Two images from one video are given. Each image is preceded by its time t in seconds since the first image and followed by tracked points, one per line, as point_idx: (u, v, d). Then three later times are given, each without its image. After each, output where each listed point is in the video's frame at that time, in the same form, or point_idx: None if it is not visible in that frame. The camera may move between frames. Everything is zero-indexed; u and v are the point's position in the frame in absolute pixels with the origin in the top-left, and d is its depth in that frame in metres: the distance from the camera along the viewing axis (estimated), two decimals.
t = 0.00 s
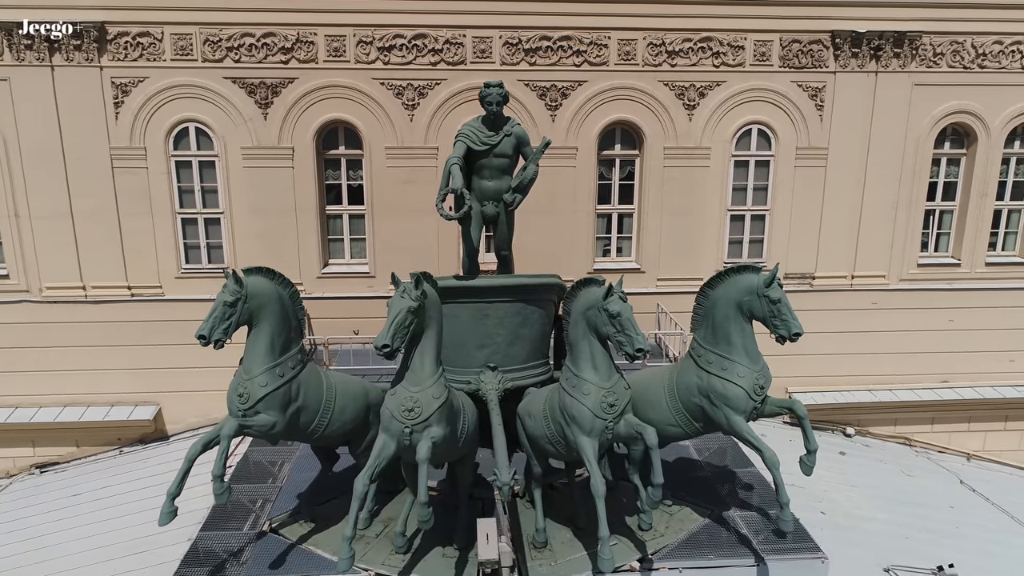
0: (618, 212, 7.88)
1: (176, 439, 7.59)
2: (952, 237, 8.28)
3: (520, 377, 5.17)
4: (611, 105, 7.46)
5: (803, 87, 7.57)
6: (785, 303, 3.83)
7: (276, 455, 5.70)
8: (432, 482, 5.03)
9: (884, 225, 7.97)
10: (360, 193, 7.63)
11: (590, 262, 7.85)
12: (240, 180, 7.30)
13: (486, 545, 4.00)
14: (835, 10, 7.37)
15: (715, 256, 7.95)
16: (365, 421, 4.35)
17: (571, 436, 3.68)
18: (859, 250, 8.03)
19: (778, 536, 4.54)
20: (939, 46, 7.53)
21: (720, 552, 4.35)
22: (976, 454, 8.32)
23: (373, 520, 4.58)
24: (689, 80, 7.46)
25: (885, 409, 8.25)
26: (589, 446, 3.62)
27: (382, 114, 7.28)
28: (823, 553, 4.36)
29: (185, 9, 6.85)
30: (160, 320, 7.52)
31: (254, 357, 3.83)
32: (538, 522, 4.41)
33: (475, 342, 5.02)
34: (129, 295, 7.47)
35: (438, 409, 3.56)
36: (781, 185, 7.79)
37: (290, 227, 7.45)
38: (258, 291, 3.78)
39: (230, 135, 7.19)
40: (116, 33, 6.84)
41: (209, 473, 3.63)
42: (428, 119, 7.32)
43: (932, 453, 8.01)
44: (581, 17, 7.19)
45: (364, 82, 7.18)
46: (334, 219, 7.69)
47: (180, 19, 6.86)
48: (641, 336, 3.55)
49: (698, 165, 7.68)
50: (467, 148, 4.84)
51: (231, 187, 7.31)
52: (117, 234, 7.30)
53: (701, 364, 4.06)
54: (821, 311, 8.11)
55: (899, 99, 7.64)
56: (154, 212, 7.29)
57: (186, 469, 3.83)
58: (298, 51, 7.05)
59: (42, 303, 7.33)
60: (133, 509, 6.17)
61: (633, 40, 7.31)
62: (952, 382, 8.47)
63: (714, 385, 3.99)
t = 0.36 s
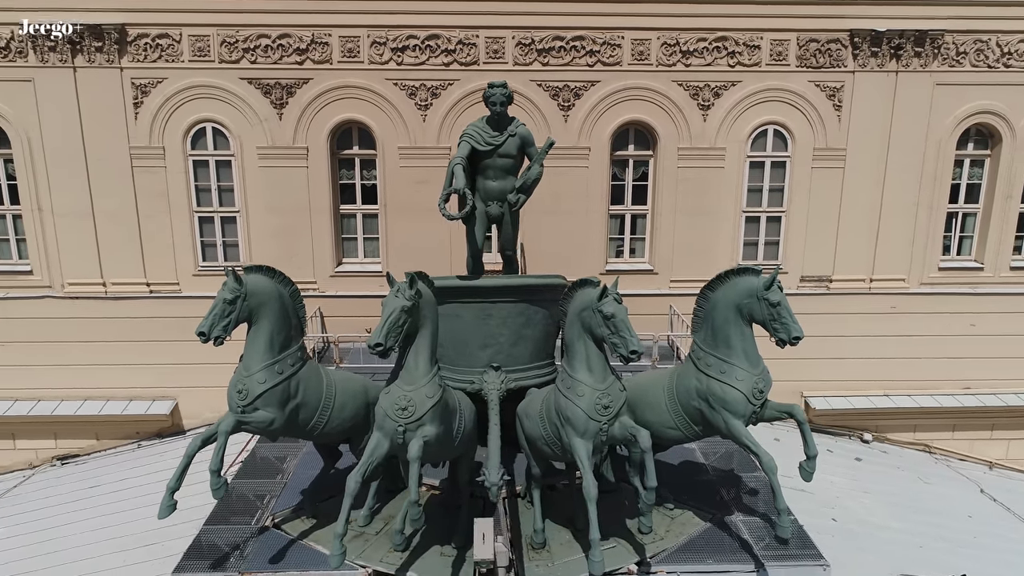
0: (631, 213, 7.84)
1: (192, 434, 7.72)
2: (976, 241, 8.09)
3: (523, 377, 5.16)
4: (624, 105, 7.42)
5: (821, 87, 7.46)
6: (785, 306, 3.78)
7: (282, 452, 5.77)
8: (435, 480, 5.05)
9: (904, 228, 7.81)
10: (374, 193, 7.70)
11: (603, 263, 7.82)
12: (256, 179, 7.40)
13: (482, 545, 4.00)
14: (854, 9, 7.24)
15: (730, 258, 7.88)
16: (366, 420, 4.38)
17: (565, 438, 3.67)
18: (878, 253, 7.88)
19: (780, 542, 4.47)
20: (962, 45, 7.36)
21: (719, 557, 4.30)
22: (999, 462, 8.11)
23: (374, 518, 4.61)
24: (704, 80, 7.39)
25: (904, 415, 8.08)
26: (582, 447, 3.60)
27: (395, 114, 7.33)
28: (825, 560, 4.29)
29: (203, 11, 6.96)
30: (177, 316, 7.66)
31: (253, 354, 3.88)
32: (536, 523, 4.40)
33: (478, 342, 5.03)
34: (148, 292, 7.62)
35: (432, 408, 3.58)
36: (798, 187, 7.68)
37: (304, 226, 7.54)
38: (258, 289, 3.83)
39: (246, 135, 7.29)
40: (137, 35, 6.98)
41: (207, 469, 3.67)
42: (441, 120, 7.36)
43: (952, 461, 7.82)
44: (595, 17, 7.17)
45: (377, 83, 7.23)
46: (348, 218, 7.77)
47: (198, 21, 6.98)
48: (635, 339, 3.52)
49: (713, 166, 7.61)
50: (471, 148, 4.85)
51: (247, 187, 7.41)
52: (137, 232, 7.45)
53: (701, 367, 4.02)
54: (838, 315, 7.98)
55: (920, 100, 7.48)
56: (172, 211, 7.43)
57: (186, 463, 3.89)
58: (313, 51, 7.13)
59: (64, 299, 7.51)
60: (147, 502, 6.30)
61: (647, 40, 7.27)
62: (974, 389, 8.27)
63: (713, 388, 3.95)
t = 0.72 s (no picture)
0: (644, 214, 7.79)
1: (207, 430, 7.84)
2: (1000, 245, 7.88)
3: (526, 378, 5.14)
4: (637, 106, 7.37)
5: (838, 87, 7.33)
6: (784, 310, 3.72)
7: (289, 449, 5.85)
8: (436, 479, 5.07)
9: (924, 231, 7.64)
10: (387, 193, 7.75)
11: (615, 264, 7.77)
12: (271, 178, 7.49)
13: (477, 546, 4.00)
14: (872, 8, 7.11)
15: (744, 260, 7.78)
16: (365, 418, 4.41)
17: (558, 440, 3.65)
18: (897, 256, 7.72)
19: (783, 549, 4.39)
20: (985, 44, 7.18)
21: (718, 562, 4.24)
22: None
23: (373, 516, 4.64)
24: (718, 80, 7.31)
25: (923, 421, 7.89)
26: (574, 450, 3.59)
27: (407, 114, 7.37)
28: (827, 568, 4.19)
29: (219, 13, 7.07)
30: (194, 313, 7.79)
31: (251, 352, 3.93)
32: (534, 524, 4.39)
33: (482, 342, 5.04)
34: (165, 289, 7.75)
35: (424, 408, 3.59)
36: (814, 188, 7.56)
37: (318, 225, 7.61)
38: (257, 288, 3.89)
39: (261, 135, 7.39)
40: (156, 37, 7.11)
41: (204, 464, 3.72)
42: (453, 121, 7.38)
43: (973, 470, 7.59)
44: (607, 17, 7.13)
45: (390, 83, 7.28)
46: (361, 217, 7.83)
47: (215, 23, 7.09)
48: (628, 341, 3.49)
49: (727, 167, 7.52)
50: (475, 149, 4.86)
51: (262, 186, 7.51)
52: (154, 230, 7.58)
53: (699, 371, 3.97)
54: (855, 319, 7.84)
55: (941, 100, 7.31)
56: (189, 210, 7.54)
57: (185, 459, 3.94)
58: (327, 52, 7.19)
59: (84, 295, 7.68)
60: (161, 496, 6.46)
61: (660, 40, 7.21)
62: (997, 397, 8.06)
63: (710, 392, 3.90)
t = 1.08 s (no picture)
0: (656, 215, 7.73)
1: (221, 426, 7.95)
2: None
3: (528, 379, 5.13)
4: (650, 107, 7.31)
5: (856, 88, 7.20)
6: (782, 314, 3.67)
7: (295, 447, 5.91)
8: (438, 479, 5.08)
9: (944, 234, 7.47)
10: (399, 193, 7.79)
11: (627, 265, 7.72)
12: (285, 178, 7.57)
13: (471, 547, 3.99)
14: (891, 7, 6.98)
15: (758, 263, 7.69)
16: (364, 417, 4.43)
17: (551, 442, 3.64)
18: (916, 260, 7.56)
19: (783, 557, 4.31)
20: (1009, 44, 6.99)
21: (716, 569, 4.18)
22: None
23: (373, 515, 4.65)
24: (732, 81, 7.23)
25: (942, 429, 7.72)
26: (566, 452, 3.57)
27: (419, 114, 7.40)
28: None
29: (235, 15, 7.16)
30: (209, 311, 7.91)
31: (249, 350, 3.97)
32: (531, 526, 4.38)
33: (484, 343, 5.04)
34: (181, 287, 7.88)
35: (416, 408, 3.60)
36: (830, 190, 7.44)
37: (330, 225, 7.67)
38: (256, 287, 3.93)
39: (275, 135, 7.47)
40: (173, 39, 7.23)
41: (201, 461, 3.77)
42: (465, 121, 7.39)
43: (994, 479, 7.37)
44: (620, 17, 7.09)
45: (403, 84, 7.32)
46: (374, 217, 7.88)
47: (230, 25, 7.19)
48: (621, 344, 3.46)
49: (741, 168, 7.43)
50: (478, 150, 4.86)
51: (277, 186, 7.59)
52: (171, 229, 7.71)
53: (696, 375, 3.93)
54: (872, 323, 7.69)
55: (962, 100, 7.14)
56: (205, 209, 7.65)
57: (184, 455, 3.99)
58: (340, 53, 7.25)
59: (103, 292, 7.83)
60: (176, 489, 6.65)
61: (673, 40, 7.15)
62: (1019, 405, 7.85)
63: (707, 397, 3.86)
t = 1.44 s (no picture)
0: (669, 217, 7.66)
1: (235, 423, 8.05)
2: None
3: (530, 382, 5.10)
4: (662, 108, 7.26)
5: (874, 88, 7.07)
6: (780, 319, 3.61)
7: (302, 445, 5.97)
8: (440, 480, 5.09)
9: (964, 238, 7.29)
10: (411, 193, 7.83)
11: (639, 267, 7.67)
12: (299, 178, 7.65)
13: (465, 549, 3.99)
14: (911, 6, 6.83)
15: (772, 266, 7.58)
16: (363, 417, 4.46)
17: (543, 445, 3.62)
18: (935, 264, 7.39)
19: (783, 565, 4.23)
20: None
21: None
22: None
23: (372, 515, 4.67)
24: (746, 81, 7.13)
25: (961, 437, 7.54)
26: (558, 456, 3.55)
27: (431, 115, 7.42)
28: None
29: (250, 17, 7.25)
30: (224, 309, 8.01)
31: (248, 349, 4.01)
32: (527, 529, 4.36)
33: (486, 344, 5.02)
34: (197, 285, 7.99)
35: (409, 409, 3.61)
36: (846, 193, 7.31)
37: (343, 225, 7.73)
38: (255, 287, 3.98)
39: (289, 136, 7.55)
40: (190, 41, 7.34)
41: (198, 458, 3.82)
42: (476, 122, 7.39)
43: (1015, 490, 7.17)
44: (632, 17, 7.04)
45: (415, 85, 7.34)
46: (386, 218, 7.92)
47: (246, 26, 7.28)
48: (613, 348, 3.43)
49: (755, 170, 7.33)
50: (481, 151, 4.86)
51: (290, 185, 7.67)
52: (187, 228, 7.82)
53: (693, 380, 3.88)
54: (889, 328, 7.54)
55: (984, 101, 6.97)
56: (220, 209, 7.76)
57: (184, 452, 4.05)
58: (353, 55, 7.30)
59: (121, 289, 7.98)
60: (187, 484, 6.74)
61: (686, 40, 7.08)
62: None
63: (704, 402, 3.81)
